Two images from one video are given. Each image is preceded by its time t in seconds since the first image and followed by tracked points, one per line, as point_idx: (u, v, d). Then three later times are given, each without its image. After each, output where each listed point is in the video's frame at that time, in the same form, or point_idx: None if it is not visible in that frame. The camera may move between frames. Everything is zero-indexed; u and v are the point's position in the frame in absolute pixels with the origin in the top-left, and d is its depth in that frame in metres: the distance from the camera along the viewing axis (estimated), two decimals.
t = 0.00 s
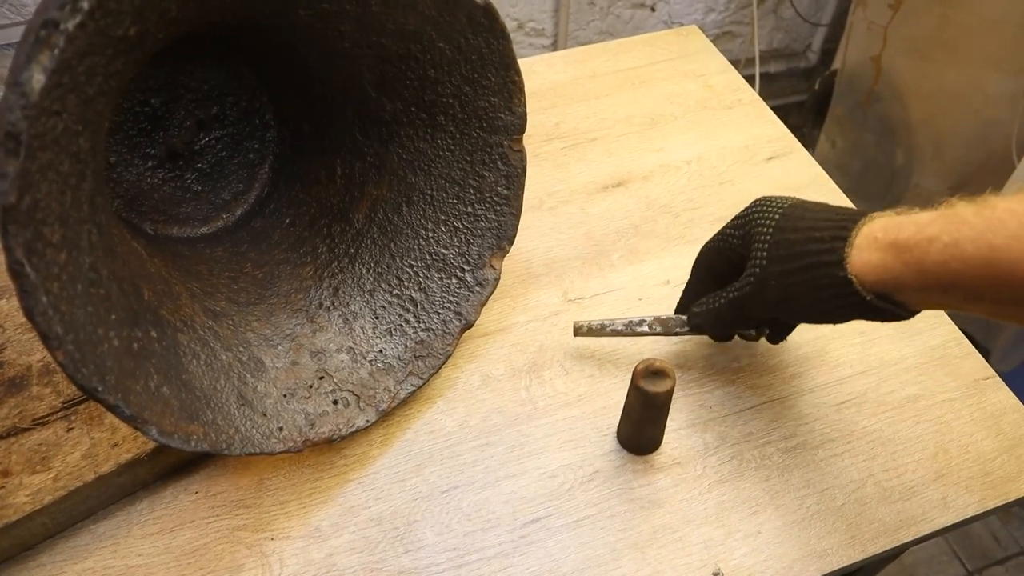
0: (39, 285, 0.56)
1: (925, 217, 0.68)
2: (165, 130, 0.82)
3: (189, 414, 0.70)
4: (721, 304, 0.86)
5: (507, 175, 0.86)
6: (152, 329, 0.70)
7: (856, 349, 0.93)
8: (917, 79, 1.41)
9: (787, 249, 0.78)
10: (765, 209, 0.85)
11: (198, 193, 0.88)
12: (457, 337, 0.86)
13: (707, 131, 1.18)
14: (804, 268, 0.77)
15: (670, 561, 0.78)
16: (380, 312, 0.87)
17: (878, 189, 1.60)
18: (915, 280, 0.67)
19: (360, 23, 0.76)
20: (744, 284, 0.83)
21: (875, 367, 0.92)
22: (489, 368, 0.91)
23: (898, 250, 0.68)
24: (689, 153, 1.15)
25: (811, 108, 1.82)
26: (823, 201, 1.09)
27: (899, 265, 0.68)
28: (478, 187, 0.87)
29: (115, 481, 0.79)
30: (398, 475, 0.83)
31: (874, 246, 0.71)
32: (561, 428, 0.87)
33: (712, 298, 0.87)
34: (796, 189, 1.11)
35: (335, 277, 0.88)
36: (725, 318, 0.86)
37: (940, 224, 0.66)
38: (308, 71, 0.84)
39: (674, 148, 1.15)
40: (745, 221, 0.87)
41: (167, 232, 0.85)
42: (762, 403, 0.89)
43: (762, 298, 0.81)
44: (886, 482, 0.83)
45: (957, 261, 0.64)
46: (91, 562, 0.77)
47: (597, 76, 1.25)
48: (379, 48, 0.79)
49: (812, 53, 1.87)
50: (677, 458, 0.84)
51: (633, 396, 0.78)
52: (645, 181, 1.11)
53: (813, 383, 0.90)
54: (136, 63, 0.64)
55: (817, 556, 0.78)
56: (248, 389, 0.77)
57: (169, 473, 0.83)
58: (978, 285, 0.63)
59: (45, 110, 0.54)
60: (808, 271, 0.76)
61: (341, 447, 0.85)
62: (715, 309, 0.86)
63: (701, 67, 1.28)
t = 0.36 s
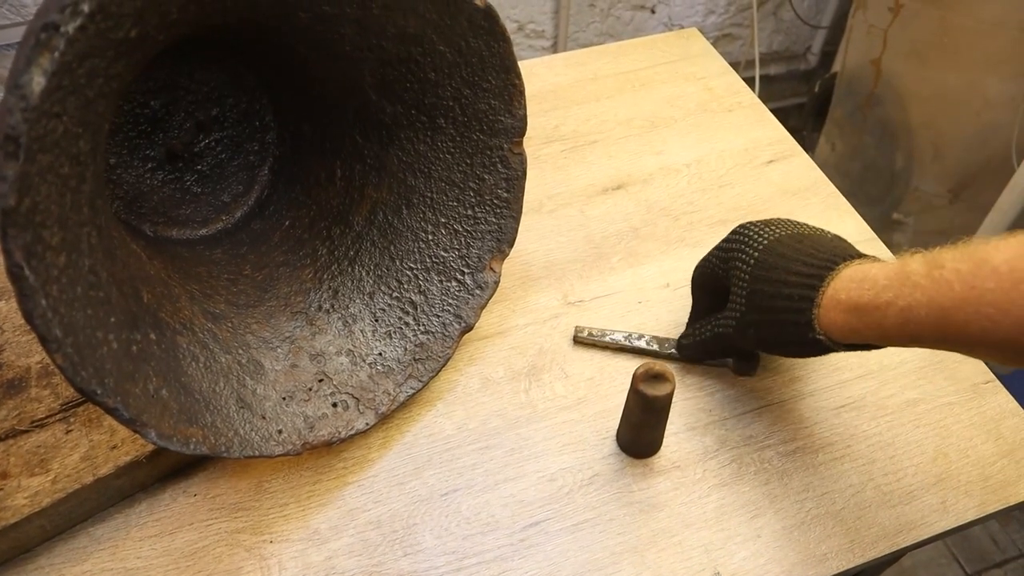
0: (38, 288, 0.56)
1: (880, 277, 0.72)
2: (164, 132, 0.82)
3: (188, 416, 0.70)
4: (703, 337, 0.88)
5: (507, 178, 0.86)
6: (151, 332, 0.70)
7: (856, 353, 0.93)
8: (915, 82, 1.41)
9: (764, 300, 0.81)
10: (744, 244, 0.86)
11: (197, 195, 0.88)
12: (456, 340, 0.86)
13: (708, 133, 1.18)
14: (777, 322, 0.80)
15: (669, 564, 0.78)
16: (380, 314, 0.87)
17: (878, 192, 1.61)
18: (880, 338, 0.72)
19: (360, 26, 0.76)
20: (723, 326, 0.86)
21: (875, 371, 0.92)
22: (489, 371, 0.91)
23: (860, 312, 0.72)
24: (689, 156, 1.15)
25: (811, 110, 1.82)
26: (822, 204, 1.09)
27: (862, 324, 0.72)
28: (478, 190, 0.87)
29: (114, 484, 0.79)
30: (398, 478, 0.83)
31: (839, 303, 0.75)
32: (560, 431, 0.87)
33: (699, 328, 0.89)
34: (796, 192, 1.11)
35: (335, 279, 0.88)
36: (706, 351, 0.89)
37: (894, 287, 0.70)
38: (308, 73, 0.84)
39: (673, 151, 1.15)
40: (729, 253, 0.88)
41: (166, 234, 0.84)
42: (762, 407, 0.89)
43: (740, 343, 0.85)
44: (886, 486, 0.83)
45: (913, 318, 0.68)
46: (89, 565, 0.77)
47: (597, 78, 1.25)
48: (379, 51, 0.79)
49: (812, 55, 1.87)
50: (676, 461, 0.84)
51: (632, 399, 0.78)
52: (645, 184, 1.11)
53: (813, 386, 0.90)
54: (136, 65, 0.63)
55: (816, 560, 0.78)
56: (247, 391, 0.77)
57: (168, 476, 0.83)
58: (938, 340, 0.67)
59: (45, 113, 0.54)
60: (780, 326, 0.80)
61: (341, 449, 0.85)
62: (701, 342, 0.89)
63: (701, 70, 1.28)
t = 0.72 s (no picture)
0: (40, 292, 0.56)
1: None
2: (166, 135, 0.82)
3: (189, 419, 0.70)
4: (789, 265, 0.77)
5: (508, 181, 0.86)
6: (153, 335, 0.70)
7: (857, 356, 0.94)
8: (915, 85, 1.41)
9: (909, 261, 0.73)
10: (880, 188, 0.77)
11: (198, 198, 0.88)
12: (457, 343, 0.86)
13: (708, 136, 1.18)
14: (924, 275, 0.72)
15: (670, 567, 0.78)
16: (381, 317, 0.87)
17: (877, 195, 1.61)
18: None
19: (361, 29, 0.76)
20: (831, 264, 0.75)
21: (876, 374, 0.92)
22: (490, 374, 0.91)
23: None
24: (690, 159, 1.15)
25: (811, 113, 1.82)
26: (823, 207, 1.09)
27: None
28: (479, 193, 0.87)
29: (114, 487, 0.79)
30: (398, 481, 0.83)
31: (1007, 304, 0.70)
32: (562, 434, 0.87)
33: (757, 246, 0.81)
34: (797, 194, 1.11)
35: (336, 282, 0.88)
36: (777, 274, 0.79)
37: None
38: (309, 77, 0.84)
39: (674, 154, 1.15)
40: (857, 199, 0.77)
41: (167, 236, 0.85)
42: (763, 409, 0.89)
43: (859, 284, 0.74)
44: (887, 489, 0.83)
45: None
46: (89, 568, 0.77)
47: (598, 81, 1.26)
48: (380, 54, 0.79)
49: (812, 57, 1.87)
50: (677, 464, 0.85)
51: (633, 402, 0.79)
52: (646, 187, 1.11)
53: (814, 389, 0.90)
54: (138, 69, 0.64)
55: (818, 562, 0.78)
56: (248, 394, 0.77)
57: (168, 479, 0.83)
58: None
59: (48, 116, 0.54)
60: (903, 296, 0.73)
61: (342, 452, 0.85)
62: (759, 264, 0.80)
63: (701, 73, 1.28)
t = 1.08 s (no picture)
0: (44, 293, 0.56)
1: None
2: (169, 137, 0.82)
3: (193, 421, 0.70)
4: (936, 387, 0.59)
5: (510, 183, 0.87)
6: (156, 336, 0.70)
7: (859, 358, 0.94)
8: (916, 88, 1.41)
9: None
10: None
11: (201, 200, 0.88)
12: (459, 344, 0.86)
13: (710, 138, 1.18)
14: None
15: (672, 569, 0.78)
16: (383, 319, 0.87)
17: (878, 196, 1.61)
18: None
19: (364, 31, 0.76)
20: None
21: (878, 376, 0.92)
22: (492, 375, 0.91)
23: None
24: (691, 161, 1.15)
25: (812, 115, 1.82)
26: (824, 209, 1.09)
27: None
28: (481, 195, 0.87)
29: (117, 488, 0.79)
30: (400, 482, 0.83)
31: None
32: (564, 436, 0.87)
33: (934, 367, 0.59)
34: (798, 196, 1.11)
35: (339, 284, 0.89)
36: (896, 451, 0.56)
37: None
38: (313, 79, 0.84)
39: (676, 156, 1.16)
40: None
41: (170, 238, 0.85)
42: (765, 411, 0.89)
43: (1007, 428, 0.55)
44: (889, 492, 0.83)
45: None
46: (92, 569, 0.77)
47: (599, 83, 1.26)
48: (383, 57, 0.79)
49: (813, 59, 1.88)
50: (679, 466, 0.85)
51: (634, 403, 0.79)
52: (648, 189, 1.11)
53: (816, 391, 0.90)
54: (142, 71, 0.64)
55: (820, 565, 0.78)
56: (251, 396, 0.77)
57: (171, 480, 0.83)
58: None
59: (52, 118, 0.54)
60: None
61: (344, 454, 0.85)
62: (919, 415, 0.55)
63: (702, 75, 1.29)
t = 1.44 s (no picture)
0: (50, 294, 0.57)
1: None
2: (173, 139, 0.82)
3: (196, 421, 0.70)
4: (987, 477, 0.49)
5: (513, 185, 0.87)
6: (160, 337, 0.70)
7: (860, 359, 0.94)
8: (917, 90, 1.42)
9: None
10: None
11: (205, 201, 0.89)
12: (462, 345, 0.86)
13: (711, 140, 1.19)
14: None
15: (674, 570, 0.78)
16: (386, 320, 0.88)
17: (878, 198, 1.61)
18: None
19: (368, 33, 0.76)
20: None
21: (879, 377, 0.92)
22: (494, 376, 0.92)
23: None
24: (693, 163, 1.15)
25: (812, 117, 1.83)
26: (826, 210, 1.10)
27: None
28: (484, 197, 0.88)
29: (120, 488, 0.79)
30: (403, 482, 0.84)
31: None
32: (566, 437, 0.87)
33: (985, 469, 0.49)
34: (800, 198, 1.11)
35: (341, 285, 0.89)
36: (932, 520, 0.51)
37: None
38: (317, 81, 0.84)
39: (678, 158, 1.16)
40: None
41: (174, 239, 0.85)
42: (767, 412, 0.89)
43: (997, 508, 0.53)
44: (890, 493, 0.83)
45: None
46: (95, 569, 0.77)
47: (601, 85, 1.26)
48: (386, 59, 0.79)
49: (813, 62, 1.88)
50: (681, 468, 0.85)
51: (635, 404, 0.79)
52: (649, 191, 1.11)
53: (817, 392, 0.91)
54: (148, 73, 0.64)
55: (821, 566, 0.78)
56: (254, 397, 0.77)
57: (175, 480, 0.83)
58: None
59: (59, 120, 0.55)
60: None
61: (346, 454, 0.86)
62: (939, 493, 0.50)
63: (704, 77, 1.29)
